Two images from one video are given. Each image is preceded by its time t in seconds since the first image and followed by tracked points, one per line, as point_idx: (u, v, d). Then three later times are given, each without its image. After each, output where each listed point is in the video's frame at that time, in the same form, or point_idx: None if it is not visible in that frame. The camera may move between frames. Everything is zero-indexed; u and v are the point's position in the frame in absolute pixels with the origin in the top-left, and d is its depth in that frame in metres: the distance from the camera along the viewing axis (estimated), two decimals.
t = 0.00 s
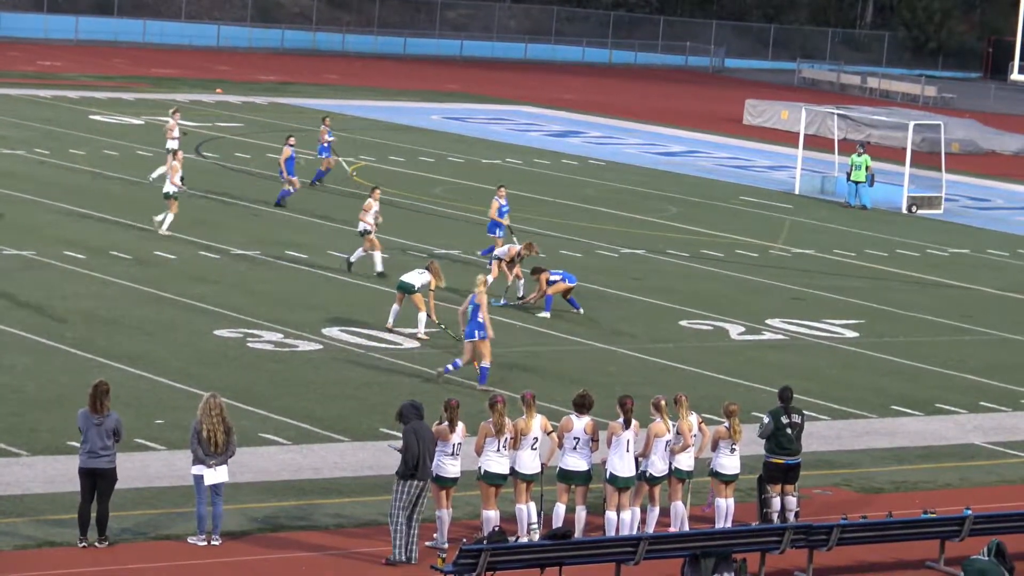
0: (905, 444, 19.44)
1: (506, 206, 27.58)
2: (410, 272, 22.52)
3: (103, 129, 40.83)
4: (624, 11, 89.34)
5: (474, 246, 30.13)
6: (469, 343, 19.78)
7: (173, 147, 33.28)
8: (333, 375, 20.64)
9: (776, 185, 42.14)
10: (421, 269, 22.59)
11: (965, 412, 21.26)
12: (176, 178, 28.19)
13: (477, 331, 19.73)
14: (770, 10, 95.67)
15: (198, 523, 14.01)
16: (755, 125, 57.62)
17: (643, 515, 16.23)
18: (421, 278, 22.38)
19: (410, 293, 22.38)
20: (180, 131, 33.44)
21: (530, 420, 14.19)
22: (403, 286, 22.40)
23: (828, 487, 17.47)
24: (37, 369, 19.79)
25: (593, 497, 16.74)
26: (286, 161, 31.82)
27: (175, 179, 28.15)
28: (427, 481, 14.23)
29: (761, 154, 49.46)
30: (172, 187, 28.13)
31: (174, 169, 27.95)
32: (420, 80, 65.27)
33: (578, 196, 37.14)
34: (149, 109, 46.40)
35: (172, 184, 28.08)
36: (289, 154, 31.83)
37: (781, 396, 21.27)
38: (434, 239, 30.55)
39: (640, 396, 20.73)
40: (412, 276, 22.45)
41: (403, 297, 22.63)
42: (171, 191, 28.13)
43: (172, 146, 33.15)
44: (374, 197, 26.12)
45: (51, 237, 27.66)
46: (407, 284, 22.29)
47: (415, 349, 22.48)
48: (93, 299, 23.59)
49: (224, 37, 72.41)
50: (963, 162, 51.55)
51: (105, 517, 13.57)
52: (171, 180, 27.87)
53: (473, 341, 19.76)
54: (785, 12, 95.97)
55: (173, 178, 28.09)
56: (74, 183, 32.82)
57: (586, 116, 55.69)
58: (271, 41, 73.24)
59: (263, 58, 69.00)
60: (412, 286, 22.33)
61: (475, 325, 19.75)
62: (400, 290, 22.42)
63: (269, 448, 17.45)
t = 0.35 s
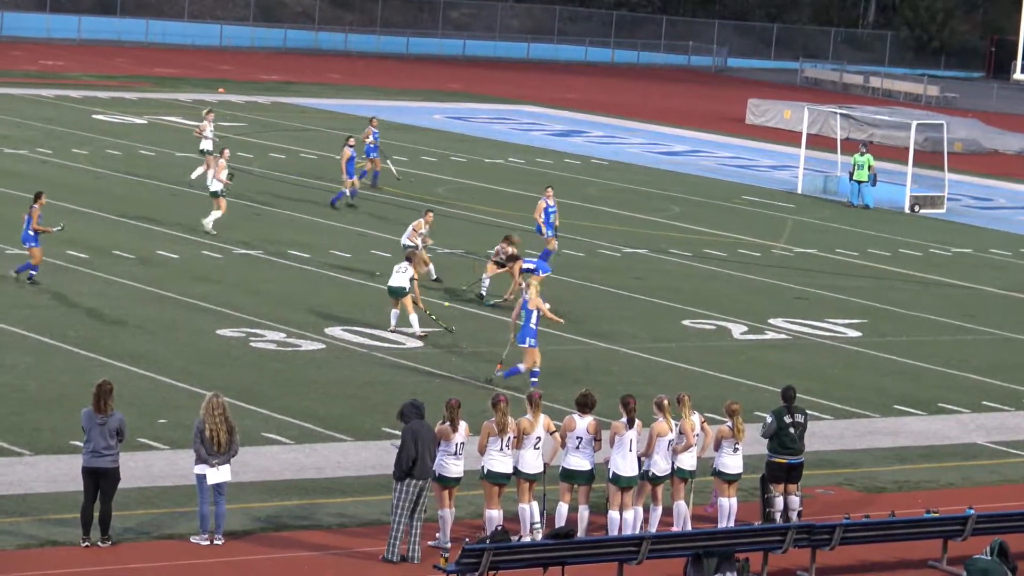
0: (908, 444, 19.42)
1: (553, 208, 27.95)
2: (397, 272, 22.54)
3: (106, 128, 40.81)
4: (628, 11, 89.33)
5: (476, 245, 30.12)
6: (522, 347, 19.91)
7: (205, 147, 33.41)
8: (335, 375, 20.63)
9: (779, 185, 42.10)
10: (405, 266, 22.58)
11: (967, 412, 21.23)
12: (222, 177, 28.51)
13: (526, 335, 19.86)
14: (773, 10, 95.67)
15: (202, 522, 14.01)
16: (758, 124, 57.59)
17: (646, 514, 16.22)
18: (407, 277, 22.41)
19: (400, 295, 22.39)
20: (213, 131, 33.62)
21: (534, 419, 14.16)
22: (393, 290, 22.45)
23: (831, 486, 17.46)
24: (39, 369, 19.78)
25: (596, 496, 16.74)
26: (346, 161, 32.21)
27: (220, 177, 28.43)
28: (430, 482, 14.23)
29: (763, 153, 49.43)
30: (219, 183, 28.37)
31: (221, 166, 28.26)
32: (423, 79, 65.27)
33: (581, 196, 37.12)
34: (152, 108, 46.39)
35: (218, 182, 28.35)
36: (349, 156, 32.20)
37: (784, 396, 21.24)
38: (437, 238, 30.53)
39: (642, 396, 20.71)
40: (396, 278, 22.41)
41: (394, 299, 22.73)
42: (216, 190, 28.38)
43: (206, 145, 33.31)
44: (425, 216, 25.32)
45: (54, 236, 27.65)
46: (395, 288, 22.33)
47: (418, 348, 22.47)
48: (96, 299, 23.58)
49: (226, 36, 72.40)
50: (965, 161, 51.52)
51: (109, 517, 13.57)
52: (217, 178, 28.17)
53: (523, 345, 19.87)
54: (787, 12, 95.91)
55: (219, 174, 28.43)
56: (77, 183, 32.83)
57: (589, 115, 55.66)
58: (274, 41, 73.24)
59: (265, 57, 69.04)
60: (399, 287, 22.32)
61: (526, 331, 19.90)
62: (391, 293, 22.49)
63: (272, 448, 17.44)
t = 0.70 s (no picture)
0: (910, 444, 19.42)
1: (586, 209, 27.95)
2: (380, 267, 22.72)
3: (109, 129, 40.80)
4: (629, 11, 89.36)
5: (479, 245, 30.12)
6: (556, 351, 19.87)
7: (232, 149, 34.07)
8: (337, 375, 20.63)
9: (781, 185, 42.08)
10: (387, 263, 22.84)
11: (969, 412, 21.23)
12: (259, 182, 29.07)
13: (567, 340, 19.82)
14: (775, 10, 95.62)
15: (204, 522, 14.01)
16: (760, 124, 57.59)
17: (647, 514, 16.21)
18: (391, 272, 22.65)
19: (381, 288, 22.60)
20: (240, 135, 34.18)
21: (536, 420, 14.19)
22: (376, 283, 22.59)
23: (833, 486, 17.45)
24: (42, 369, 19.80)
25: (597, 496, 16.74)
26: (392, 165, 32.26)
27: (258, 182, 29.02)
28: (435, 482, 14.25)
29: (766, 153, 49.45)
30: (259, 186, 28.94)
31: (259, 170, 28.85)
32: (424, 79, 65.25)
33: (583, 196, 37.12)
34: (154, 108, 46.45)
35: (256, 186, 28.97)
36: (394, 158, 32.21)
37: (785, 396, 21.24)
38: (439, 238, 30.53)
39: (644, 396, 20.70)
40: (381, 271, 22.59)
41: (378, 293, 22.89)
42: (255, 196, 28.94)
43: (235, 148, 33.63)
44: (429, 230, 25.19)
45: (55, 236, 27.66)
46: (380, 280, 22.50)
47: (420, 349, 22.47)
48: (97, 299, 23.59)
49: (229, 37, 72.42)
50: (967, 161, 51.56)
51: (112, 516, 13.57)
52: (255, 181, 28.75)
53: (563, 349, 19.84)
54: (789, 11, 95.96)
55: (257, 178, 29.06)
56: (79, 183, 32.83)
57: (591, 115, 55.56)
58: (276, 41, 73.28)
59: (268, 58, 69.04)
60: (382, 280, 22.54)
61: (568, 335, 19.84)
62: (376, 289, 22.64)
63: (274, 448, 17.44)
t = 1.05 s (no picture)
0: (912, 444, 19.41)
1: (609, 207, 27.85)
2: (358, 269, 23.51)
3: (111, 129, 40.82)
4: (632, 11, 89.44)
5: (481, 246, 30.11)
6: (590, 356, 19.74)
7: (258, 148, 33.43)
8: (339, 375, 20.62)
9: (783, 185, 42.06)
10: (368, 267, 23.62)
11: (971, 412, 21.21)
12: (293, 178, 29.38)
13: (601, 346, 19.68)
14: (777, 10, 95.60)
15: (207, 522, 14.00)
16: (763, 124, 57.56)
17: (650, 514, 16.21)
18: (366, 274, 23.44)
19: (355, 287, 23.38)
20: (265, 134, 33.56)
21: (537, 420, 14.20)
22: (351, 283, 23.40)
23: (835, 487, 17.44)
24: (45, 369, 19.81)
25: (600, 496, 16.74)
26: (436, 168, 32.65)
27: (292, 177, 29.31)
28: (439, 482, 14.25)
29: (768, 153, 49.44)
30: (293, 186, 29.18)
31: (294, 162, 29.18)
32: (427, 79, 65.27)
33: (585, 195, 37.12)
34: (157, 108, 46.50)
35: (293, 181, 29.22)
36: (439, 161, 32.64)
37: (787, 396, 21.24)
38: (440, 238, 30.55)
39: (647, 396, 20.70)
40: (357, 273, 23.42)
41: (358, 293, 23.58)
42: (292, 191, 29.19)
43: (258, 147, 33.40)
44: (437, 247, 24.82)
45: (57, 237, 27.66)
46: (352, 279, 23.33)
47: (422, 349, 22.47)
48: (100, 299, 23.60)
49: (231, 37, 72.48)
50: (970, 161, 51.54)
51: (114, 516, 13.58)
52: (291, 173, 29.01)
53: (599, 355, 19.71)
54: (791, 12, 96.01)
55: (290, 176, 29.33)
56: (81, 183, 32.86)
57: (593, 116, 55.54)
58: (278, 41, 73.30)
59: (270, 58, 69.09)
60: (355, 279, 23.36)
61: (604, 340, 19.70)
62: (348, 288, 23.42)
63: (276, 448, 17.44)
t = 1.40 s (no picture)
0: (914, 444, 19.40)
1: (618, 207, 27.95)
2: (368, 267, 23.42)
3: (113, 129, 40.84)
4: (634, 11, 89.47)
5: (483, 245, 30.11)
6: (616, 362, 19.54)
7: (275, 147, 33.96)
8: (341, 375, 20.63)
9: (785, 185, 42.03)
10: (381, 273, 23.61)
11: (973, 412, 21.21)
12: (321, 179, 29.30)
13: (627, 351, 19.49)
14: (779, 10, 95.73)
15: (209, 522, 13.99)
16: (765, 124, 57.54)
17: (652, 514, 16.20)
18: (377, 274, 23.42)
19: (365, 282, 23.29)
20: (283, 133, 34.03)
21: (539, 420, 14.19)
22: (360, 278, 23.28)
23: (837, 487, 17.43)
24: (46, 369, 19.81)
25: (602, 496, 16.72)
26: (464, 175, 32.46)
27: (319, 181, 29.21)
28: (441, 483, 14.23)
29: (771, 153, 49.44)
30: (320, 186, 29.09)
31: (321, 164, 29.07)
32: (429, 79, 65.28)
33: (587, 196, 37.11)
34: (158, 108, 46.52)
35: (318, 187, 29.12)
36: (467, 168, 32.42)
37: (789, 396, 21.23)
38: (442, 238, 30.56)
39: (649, 396, 20.68)
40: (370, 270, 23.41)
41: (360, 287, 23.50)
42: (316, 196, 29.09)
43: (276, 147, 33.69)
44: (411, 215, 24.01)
45: (58, 236, 27.65)
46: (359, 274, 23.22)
47: (424, 349, 22.46)
48: (102, 299, 23.59)
49: (233, 37, 72.58)
50: (972, 161, 51.53)
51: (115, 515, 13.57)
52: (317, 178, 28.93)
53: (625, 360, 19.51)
54: (794, 12, 96.00)
55: (317, 178, 29.43)
56: (84, 183, 32.88)
57: (595, 116, 55.51)
58: (280, 40, 73.37)
59: (273, 58, 69.12)
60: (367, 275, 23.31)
61: (630, 345, 19.50)
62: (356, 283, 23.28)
63: (278, 448, 17.44)
